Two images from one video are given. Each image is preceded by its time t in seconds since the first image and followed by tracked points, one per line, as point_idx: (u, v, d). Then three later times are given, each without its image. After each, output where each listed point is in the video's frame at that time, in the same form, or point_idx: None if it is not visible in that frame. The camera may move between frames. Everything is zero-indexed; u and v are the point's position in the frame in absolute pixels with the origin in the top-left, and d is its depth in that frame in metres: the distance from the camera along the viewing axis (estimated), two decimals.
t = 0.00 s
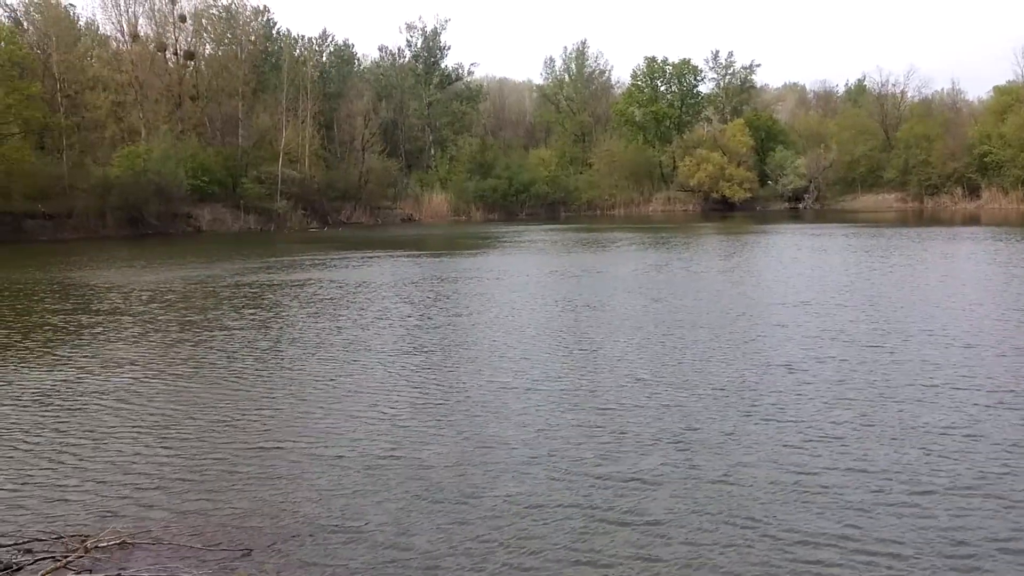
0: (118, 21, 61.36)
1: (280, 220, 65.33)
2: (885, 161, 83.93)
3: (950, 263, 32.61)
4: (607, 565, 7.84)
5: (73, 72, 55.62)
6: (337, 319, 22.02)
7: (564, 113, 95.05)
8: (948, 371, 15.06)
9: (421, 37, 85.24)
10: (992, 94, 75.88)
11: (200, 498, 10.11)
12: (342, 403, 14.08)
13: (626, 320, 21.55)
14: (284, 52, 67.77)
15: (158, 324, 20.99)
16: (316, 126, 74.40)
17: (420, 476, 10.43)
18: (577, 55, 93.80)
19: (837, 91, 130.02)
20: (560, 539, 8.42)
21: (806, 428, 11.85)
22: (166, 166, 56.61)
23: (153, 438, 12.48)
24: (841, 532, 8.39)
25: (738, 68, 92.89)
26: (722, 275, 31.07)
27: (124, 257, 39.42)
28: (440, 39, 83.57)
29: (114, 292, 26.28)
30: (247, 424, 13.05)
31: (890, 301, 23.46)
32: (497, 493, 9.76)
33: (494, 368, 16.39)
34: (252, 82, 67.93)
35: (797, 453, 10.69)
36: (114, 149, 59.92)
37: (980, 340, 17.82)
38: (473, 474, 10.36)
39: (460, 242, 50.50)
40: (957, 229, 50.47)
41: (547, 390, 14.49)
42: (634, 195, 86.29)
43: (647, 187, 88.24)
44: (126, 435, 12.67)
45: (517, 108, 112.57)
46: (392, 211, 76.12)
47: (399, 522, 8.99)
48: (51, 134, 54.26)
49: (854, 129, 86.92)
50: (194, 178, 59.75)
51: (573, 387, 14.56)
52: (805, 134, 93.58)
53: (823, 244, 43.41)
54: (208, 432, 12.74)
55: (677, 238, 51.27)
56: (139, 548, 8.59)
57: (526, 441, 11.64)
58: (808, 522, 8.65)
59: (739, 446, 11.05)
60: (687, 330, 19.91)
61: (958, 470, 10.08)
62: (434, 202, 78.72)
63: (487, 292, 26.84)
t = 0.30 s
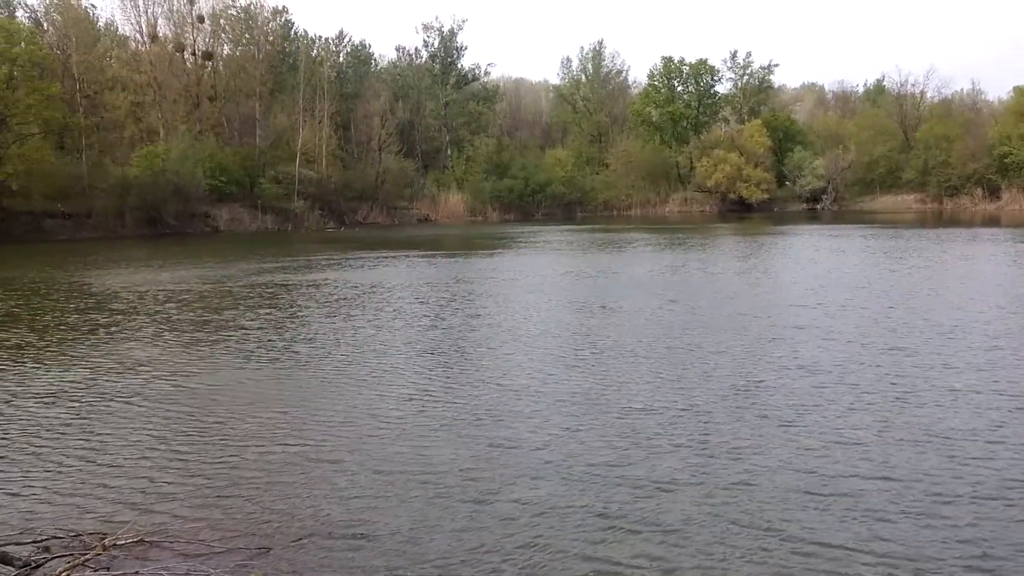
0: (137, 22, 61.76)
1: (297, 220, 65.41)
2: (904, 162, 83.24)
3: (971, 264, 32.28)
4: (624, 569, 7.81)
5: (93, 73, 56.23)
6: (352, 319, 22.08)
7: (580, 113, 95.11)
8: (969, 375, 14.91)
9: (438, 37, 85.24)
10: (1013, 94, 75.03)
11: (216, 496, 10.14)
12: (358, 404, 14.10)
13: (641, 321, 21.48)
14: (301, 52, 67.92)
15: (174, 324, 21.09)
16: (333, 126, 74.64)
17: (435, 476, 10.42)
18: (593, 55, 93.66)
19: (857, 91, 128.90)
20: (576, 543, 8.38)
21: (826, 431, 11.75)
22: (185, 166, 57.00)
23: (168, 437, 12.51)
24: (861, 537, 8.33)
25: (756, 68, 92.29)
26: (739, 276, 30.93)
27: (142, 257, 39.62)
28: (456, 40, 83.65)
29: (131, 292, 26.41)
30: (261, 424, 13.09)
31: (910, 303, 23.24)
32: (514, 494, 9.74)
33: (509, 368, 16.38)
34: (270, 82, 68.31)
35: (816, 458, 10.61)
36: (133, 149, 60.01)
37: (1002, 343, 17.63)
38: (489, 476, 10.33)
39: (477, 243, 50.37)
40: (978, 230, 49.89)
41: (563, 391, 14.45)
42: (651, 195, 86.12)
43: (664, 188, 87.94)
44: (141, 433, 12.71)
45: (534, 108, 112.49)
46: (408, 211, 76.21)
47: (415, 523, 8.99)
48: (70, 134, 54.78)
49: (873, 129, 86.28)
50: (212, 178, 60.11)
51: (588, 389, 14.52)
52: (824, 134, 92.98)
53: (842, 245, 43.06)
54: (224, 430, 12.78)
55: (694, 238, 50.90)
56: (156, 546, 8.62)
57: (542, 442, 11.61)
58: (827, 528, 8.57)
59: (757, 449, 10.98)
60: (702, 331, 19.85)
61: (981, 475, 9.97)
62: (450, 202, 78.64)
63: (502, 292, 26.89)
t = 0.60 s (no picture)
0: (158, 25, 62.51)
1: (315, 220, 65.75)
2: (924, 163, 82.69)
3: (991, 266, 32.12)
4: None
5: (114, 75, 57.07)
6: (368, 320, 22.26)
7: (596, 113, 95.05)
8: (990, 380, 14.88)
9: (455, 38, 85.51)
10: None
11: (234, 496, 10.33)
12: (374, 404, 14.26)
13: (657, 322, 21.53)
14: (319, 54, 68.41)
15: (193, 324, 21.33)
16: (350, 127, 75.09)
17: (451, 479, 10.55)
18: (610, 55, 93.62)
19: (875, 91, 128.06)
20: (590, 548, 8.48)
21: (843, 437, 11.80)
22: (204, 167, 57.60)
23: (187, 437, 12.73)
24: (878, 547, 8.39)
25: (774, 69, 91.99)
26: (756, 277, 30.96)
27: (161, 257, 40.04)
28: (473, 40, 83.86)
29: (152, 291, 26.75)
30: (278, 424, 13.28)
31: (929, 306, 23.17)
32: (532, 496, 9.86)
33: (524, 370, 16.49)
34: (288, 83, 68.88)
35: (833, 465, 10.66)
36: (153, 149, 60.72)
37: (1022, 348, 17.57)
38: (504, 479, 10.45)
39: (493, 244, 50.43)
40: (998, 232, 49.52)
41: (580, 393, 14.55)
42: (667, 196, 85.98)
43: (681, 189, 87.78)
44: (160, 433, 12.93)
45: (550, 108, 112.59)
46: (425, 211, 76.44)
47: (431, 526, 9.13)
48: (92, 135, 55.55)
49: (892, 129, 85.79)
50: (231, 178, 60.65)
51: (603, 391, 14.61)
52: (842, 134, 92.57)
53: (859, 247, 42.88)
54: (241, 431, 12.96)
55: (710, 239, 50.85)
56: (174, 545, 8.82)
57: (559, 444, 11.73)
58: (844, 536, 8.64)
59: (774, 455, 11.04)
60: (717, 333, 19.93)
61: (999, 483, 10.01)
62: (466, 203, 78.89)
63: (518, 293, 27.09)
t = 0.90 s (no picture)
0: (178, 26, 63.01)
1: (331, 220, 66.17)
2: (943, 164, 82.14)
3: (1011, 268, 31.85)
4: None
5: (134, 76, 57.72)
6: (383, 321, 22.32)
7: (613, 114, 94.86)
8: (1011, 385, 14.76)
9: (472, 38, 85.59)
10: None
11: (249, 496, 10.39)
12: (389, 405, 14.31)
13: (673, 324, 21.49)
14: (336, 55, 68.71)
15: (209, 324, 21.46)
16: (367, 127, 75.48)
17: (462, 481, 10.57)
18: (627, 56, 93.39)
19: (895, 91, 127.01)
20: (602, 553, 8.47)
21: (861, 442, 11.73)
22: (222, 167, 58.08)
23: (202, 436, 12.82)
24: (897, 554, 8.34)
25: (792, 69, 91.64)
26: (772, 279, 30.83)
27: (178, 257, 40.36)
28: (490, 41, 84.03)
29: (169, 291, 26.93)
30: (293, 425, 13.37)
31: (947, 309, 23.00)
32: (547, 500, 9.86)
33: (540, 372, 16.50)
34: (305, 84, 69.28)
35: (851, 470, 10.61)
36: (172, 150, 61.33)
37: None
38: (517, 483, 10.45)
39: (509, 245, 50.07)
40: (1019, 233, 49.11)
41: (595, 396, 14.53)
42: (683, 196, 85.81)
43: (697, 190, 87.54)
44: (176, 432, 13.04)
45: (566, 109, 112.66)
46: (441, 211, 76.50)
47: (444, 529, 9.14)
48: (112, 135, 56.21)
49: (910, 130, 85.29)
50: (249, 178, 61.04)
51: (617, 394, 14.58)
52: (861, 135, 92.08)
53: (876, 248, 42.68)
54: (256, 431, 13.03)
55: (726, 240, 50.51)
56: (189, 543, 8.91)
57: (575, 448, 11.72)
58: (861, 543, 8.60)
59: (791, 460, 10.99)
60: (731, 335, 19.85)
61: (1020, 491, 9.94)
62: (482, 203, 78.82)
63: (532, 294, 27.12)
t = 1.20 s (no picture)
0: (197, 27, 63.36)
1: (349, 221, 66.42)
2: (965, 165, 81.36)
3: None
4: None
5: (154, 77, 58.14)
6: (400, 321, 22.31)
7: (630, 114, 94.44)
8: None
9: (489, 38, 85.59)
10: None
11: (266, 495, 10.39)
12: (406, 406, 14.29)
13: (691, 326, 21.36)
14: (354, 56, 68.85)
15: (226, 324, 21.53)
16: (385, 128, 75.69)
17: (478, 483, 10.53)
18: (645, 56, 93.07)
19: (916, 91, 125.89)
20: (621, 557, 8.40)
21: (882, 446, 11.61)
22: (242, 167, 58.45)
23: (218, 435, 12.82)
24: (918, 560, 8.24)
25: (811, 69, 91.10)
26: (791, 281, 30.61)
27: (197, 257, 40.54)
28: (507, 41, 83.92)
29: (187, 291, 27.05)
30: (309, 424, 13.35)
31: (969, 312, 22.74)
32: (564, 502, 9.81)
33: (557, 373, 16.44)
34: (323, 84, 69.45)
35: (871, 476, 10.49)
36: (192, 150, 61.84)
37: None
38: (534, 485, 10.39)
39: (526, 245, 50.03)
40: None
41: (613, 397, 14.46)
42: (702, 197, 85.42)
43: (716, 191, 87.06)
44: (193, 431, 13.05)
45: (583, 109, 112.48)
46: (458, 212, 76.39)
47: (460, 530, 9.10)
48: (132, 135, 56.75)
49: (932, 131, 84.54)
50: (267, 179, 61.30)
51: (634, 396, 14.50)
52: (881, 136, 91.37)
53: (896, 250, 42.29)
54: (273, 431, 13.03)
55: (744, 241, 50.27)
56: (209, 540, 8.92)
57: (592, 450, 11.66)
58: (882, 549, 8.50)
59: (810, 465, 10.89)
60: (748, 338, 19.71)
61: None
62: (499, 204, 78.82)
63: (548, 296, 27.08)
